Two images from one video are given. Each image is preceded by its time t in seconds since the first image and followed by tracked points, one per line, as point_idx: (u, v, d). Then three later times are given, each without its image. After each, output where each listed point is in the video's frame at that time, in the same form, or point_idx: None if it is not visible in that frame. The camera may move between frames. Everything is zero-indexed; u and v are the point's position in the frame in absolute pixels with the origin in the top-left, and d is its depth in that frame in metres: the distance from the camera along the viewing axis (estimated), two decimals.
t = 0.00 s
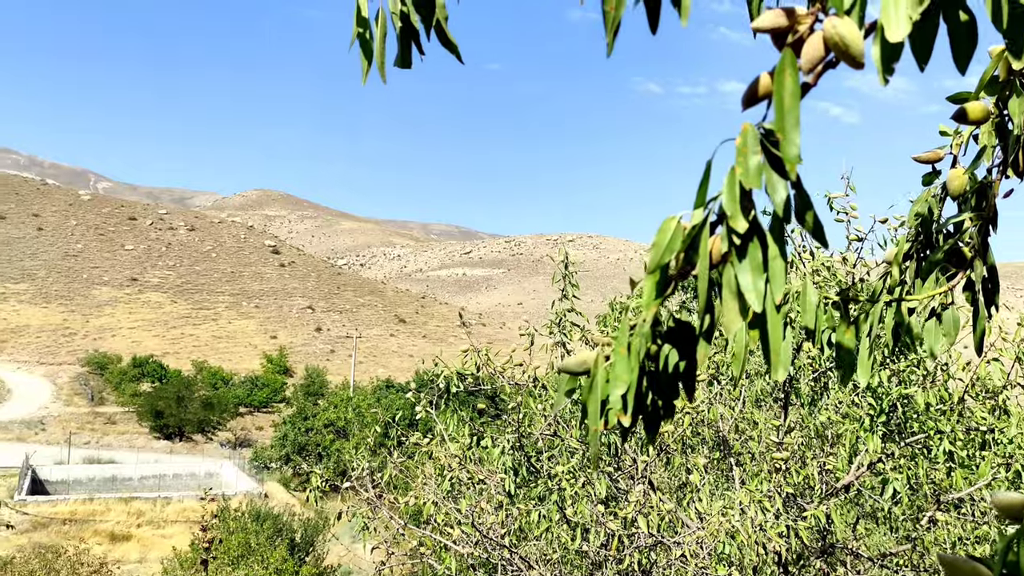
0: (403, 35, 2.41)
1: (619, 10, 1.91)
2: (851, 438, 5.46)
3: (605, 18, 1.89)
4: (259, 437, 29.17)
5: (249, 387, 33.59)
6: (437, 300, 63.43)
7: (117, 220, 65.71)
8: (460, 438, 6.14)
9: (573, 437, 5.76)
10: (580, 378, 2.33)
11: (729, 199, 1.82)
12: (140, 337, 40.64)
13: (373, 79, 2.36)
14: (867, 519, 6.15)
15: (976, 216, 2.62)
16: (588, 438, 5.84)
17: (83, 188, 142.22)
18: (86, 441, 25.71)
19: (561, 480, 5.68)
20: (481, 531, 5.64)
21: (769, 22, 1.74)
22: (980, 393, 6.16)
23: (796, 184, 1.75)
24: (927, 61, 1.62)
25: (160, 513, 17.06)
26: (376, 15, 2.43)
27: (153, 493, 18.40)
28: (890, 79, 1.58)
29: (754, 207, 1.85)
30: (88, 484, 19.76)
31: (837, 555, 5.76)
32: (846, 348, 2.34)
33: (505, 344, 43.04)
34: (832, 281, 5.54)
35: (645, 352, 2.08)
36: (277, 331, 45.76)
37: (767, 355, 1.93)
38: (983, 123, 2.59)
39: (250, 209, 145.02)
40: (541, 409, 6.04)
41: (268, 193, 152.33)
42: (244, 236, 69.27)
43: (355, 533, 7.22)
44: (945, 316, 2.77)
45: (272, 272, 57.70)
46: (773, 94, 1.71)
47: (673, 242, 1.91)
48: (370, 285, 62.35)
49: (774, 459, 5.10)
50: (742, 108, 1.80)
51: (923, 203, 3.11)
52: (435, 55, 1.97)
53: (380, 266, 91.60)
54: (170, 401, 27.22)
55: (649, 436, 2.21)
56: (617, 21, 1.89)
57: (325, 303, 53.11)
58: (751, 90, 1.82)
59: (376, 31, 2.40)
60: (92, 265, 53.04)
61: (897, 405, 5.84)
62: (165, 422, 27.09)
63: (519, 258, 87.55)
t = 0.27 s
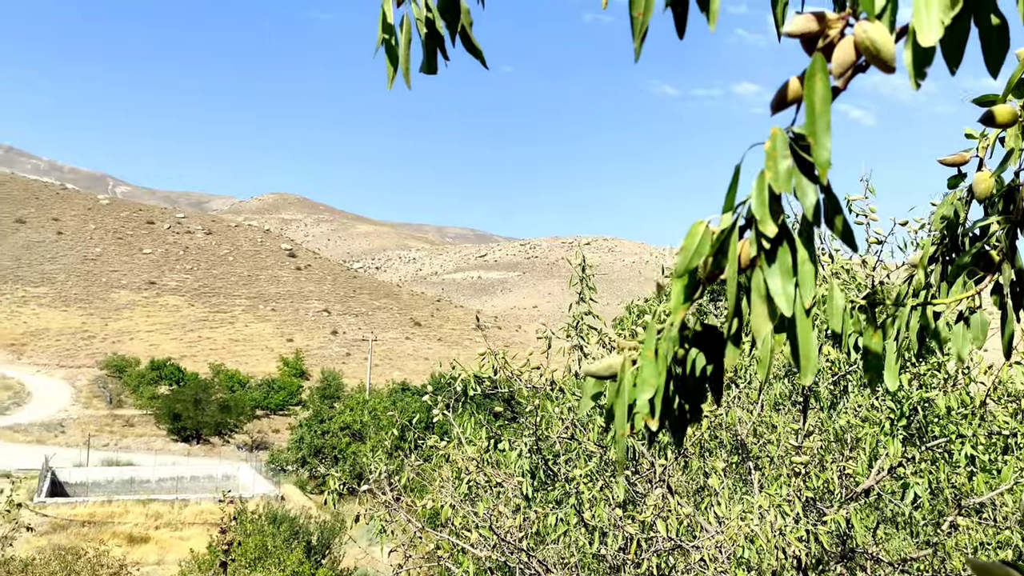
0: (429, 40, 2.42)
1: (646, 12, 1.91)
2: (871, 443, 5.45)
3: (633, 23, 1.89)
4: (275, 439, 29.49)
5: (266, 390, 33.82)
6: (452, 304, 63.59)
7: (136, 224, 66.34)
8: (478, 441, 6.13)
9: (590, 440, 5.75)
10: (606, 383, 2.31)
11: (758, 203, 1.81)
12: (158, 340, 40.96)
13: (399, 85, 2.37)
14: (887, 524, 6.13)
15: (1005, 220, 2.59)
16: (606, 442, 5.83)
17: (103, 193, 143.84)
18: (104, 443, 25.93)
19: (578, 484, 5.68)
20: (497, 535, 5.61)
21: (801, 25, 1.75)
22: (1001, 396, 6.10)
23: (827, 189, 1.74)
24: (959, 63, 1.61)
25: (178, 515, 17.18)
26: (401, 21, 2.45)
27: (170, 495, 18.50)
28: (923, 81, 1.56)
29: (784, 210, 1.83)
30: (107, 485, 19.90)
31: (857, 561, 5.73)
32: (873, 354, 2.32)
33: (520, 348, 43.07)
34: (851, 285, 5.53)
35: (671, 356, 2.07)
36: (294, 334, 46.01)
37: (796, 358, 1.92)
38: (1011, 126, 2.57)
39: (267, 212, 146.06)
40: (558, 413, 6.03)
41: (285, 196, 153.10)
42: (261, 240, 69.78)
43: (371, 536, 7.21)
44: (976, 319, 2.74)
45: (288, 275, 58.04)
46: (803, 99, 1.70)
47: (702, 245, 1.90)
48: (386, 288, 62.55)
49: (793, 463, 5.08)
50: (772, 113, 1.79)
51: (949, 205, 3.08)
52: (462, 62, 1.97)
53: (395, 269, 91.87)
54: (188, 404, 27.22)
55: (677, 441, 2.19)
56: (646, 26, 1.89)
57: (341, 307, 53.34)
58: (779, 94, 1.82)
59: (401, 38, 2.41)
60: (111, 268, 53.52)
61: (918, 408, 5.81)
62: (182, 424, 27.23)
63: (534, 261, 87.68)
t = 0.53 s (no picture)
0: (453, 46, 2.43)
1: (672, 17, 1.90)
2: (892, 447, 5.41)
3: (659, 27, 1.88)
4: (292, 443, 29.53)
5: (282, 393, 34.02)
6: (467, 307, 63.67)
7: (153, 228, 66.86)
8: (496, 445, 6.13)
9: (608, 444, 5.74)
10: (632, 387, 2.31)
11: (787, 206, 1.79)
12: (175, 343, 41.24)
13: (425, 91, 2.39)
14: (908, 529, 6.09)
15: None
16: (623, 445, 5.82)
17: (122, 197, 145.25)
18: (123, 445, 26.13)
19: (596, 488, 5.66)
20: (515, 538, 5.60)
21: (829, 30, 1.73)
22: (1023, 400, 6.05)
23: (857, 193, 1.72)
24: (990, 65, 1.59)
25: (196, 518, 17.20)
26: (425, 27, 2.46)
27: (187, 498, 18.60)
28: (955, 84, 1.54)
29: (814, 213, 1.82)
30: (125, 488, 20.01)
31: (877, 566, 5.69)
32: (899, 357, 2.31)
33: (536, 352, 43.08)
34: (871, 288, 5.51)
35: (699, 360, 2.07)
36: (310, 337, 46.20)
37: (823, 362, 1.90)
38: None
39: (283, 216, 146.93)
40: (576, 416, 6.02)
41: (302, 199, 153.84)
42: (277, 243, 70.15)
43: (389, 538, 7.22)
44: (1003, 325, 2.72)
45: (304, 278, 58.34)
46: (834, 103, 1.68)
47: (729, 249, 1.89)
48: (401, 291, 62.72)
49: (814, 467, 5.05)
50: (800, 117, 1.78)
51: (976, 208, 3.06)
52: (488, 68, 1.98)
53: (411, 272, 92.10)
54: (206, 407, 27.29)
55: (701, 444, 2.18)
56: (672, 29, 1.88)
57: (357, 310, 53.52)
58: (808, 97, 1.80)
59: (426, 43, 2.42)
60: (129, 271, 53.95)
61: (939, 412, 5.78)
62: (200, 427, 27.35)
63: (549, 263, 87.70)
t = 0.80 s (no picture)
0: (476, 50, 2.44)
1: (699, 19, 1.90)
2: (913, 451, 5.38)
3: (685, 30, 1.89)
4: (309, 445, 29.66)
5: (299, 396, 34.22)
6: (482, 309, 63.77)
7: (171, 232, 67.42)
8: (513, 448, 6.13)
9: (626, 447, 5.73)
10: (655, 389, 2.31)
11: (813, 208, 1.78)
12: (193, 345, 41.55)
13: (448, 94, 2.39)
14: (928, 534, 6.04)
15: None
16: (641, 448, 5.81)
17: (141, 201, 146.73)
18: (142, 447, 26.35)
19: (614, 490, 5.65)
20: (533, 542, 5.59)
21: (859, 32, 1.73)
22: None
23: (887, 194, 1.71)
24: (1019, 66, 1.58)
25: (214, 520, 17.28)
26: (449, 28, 2.47)
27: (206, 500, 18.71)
28: (984, 86, 1.54)
29: (841, 216, 1.81)
30: (144, 489, 20.15)
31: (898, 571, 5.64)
32: (925, 360, 2.29)
33: (552, 354, 43.11)
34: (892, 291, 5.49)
35: (724, 363, 2.06)
36: (326, 340, 46.42)
37: (851, 365, 1.88)
38: None
39: (299, 219, 147.82)
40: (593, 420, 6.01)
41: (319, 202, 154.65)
42: (294, 246, 70.56)
43: (406, 541, 7.21)
44: None
45: (320, 282, 58.66)
46: (862, 104, 1.68)
47: (755, 251, 1.88)
48: (417, 294, 62.85)
49: (834, 471, 5.02)
50: (828, 118, 1.78)
51: (1000, 210, 3.04)
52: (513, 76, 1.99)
53: (427, 275, 92.32)
54: (223, 409, 27.52)
55: (726, 447, 2.17)
56: (697, 33, 1.88)
57: (373, 312, 53.71)
58: (836, 98, 1.80)
59: (450, 47, 2.44)
60: (147, 274, 54.40)
61: (960, 416, 5.74)
62: (217, 429, 27.51)
63: (564, 266, 87.75)
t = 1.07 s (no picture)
0: (497, 54, 2.46)
1: (721, 22, 1.91)
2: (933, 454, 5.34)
3: (708, 32, 1.89)
4: (325, 447, 29.80)
5: (315, 398, 34.40)
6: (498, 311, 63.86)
7: (189, 234, 67.97)
8: (530, 450, 6.13)
9: (643, 449, 5.71)
10: (677, 390, 2.31)
11: (837, 209, 1.77)
12: (210, 347, 41.87)
13: (469, 97, 2.42)
14: (948, 537, 6.01)
15: None
16: (659, 449, 5.79)
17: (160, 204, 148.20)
18: (160, 448, 26.57)
19: (631, 493, 5.65)
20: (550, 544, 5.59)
21: (884, 32, 1.72)
22: None
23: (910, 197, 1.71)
24: None
25: (231, 520, 17.35)
26: (470, 31, 2.49)
27: (223, 500, 18.82)
28: (1010, 88, 1.53)
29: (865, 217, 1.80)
30: (162, 490, 20.29)
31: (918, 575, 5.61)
32: (949, 362, 2.28)
33: (568, 356, 43.09)
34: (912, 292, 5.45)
35: (747, 365, 2.06)
36: (342, 342, 46.63)
37: (875, 366, 1.87)
38: None
39: (315, 221, 148.65)
40: (610, 421, 6.01)
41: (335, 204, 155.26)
42: (310, 249, 70.93)
43: (423, 542, 7.23)
44: None
45: (336, 284, 58.94)
46: (886, 105, 1.67)
47: (779, 252, 1.88)
48: (433, 296, 62.99)
49: (853, 473, 4.99)
50: (852, 120, 1.77)
51: None
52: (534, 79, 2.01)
53: (442, 277, 92.48)
54: (241, 410, 27.71)
55: (748, 449, 2.17)
56: (721, 34, 1.89)
57: (389, 314, 53.87)
58: (860, 99, 1.80)
59: (471, 50, 2.46)
60: (164, 276, 54.86)
61: (980, 418, 5.70)
62: (234, 431, 27.67)
63: (580, 268, 87.74)
